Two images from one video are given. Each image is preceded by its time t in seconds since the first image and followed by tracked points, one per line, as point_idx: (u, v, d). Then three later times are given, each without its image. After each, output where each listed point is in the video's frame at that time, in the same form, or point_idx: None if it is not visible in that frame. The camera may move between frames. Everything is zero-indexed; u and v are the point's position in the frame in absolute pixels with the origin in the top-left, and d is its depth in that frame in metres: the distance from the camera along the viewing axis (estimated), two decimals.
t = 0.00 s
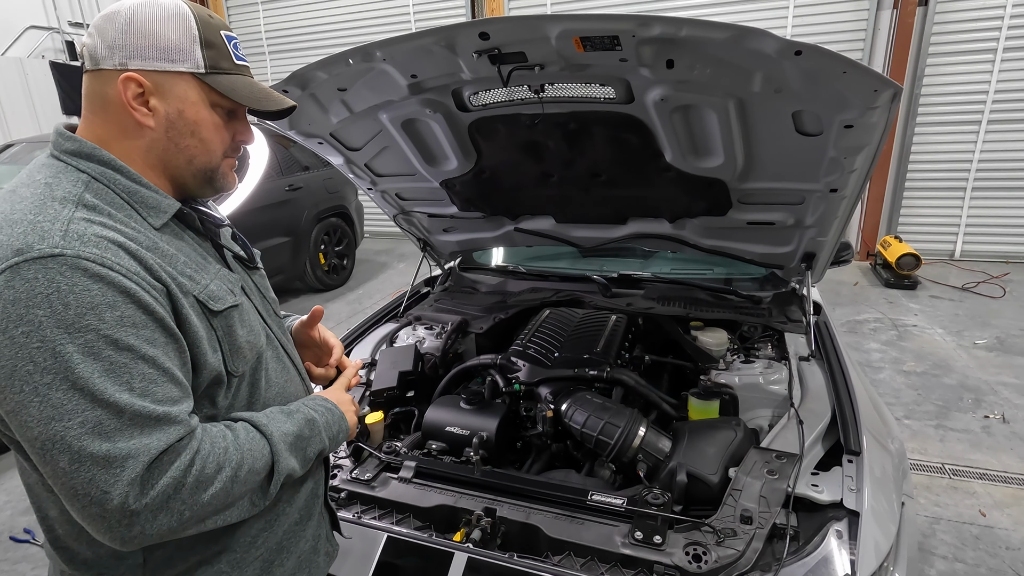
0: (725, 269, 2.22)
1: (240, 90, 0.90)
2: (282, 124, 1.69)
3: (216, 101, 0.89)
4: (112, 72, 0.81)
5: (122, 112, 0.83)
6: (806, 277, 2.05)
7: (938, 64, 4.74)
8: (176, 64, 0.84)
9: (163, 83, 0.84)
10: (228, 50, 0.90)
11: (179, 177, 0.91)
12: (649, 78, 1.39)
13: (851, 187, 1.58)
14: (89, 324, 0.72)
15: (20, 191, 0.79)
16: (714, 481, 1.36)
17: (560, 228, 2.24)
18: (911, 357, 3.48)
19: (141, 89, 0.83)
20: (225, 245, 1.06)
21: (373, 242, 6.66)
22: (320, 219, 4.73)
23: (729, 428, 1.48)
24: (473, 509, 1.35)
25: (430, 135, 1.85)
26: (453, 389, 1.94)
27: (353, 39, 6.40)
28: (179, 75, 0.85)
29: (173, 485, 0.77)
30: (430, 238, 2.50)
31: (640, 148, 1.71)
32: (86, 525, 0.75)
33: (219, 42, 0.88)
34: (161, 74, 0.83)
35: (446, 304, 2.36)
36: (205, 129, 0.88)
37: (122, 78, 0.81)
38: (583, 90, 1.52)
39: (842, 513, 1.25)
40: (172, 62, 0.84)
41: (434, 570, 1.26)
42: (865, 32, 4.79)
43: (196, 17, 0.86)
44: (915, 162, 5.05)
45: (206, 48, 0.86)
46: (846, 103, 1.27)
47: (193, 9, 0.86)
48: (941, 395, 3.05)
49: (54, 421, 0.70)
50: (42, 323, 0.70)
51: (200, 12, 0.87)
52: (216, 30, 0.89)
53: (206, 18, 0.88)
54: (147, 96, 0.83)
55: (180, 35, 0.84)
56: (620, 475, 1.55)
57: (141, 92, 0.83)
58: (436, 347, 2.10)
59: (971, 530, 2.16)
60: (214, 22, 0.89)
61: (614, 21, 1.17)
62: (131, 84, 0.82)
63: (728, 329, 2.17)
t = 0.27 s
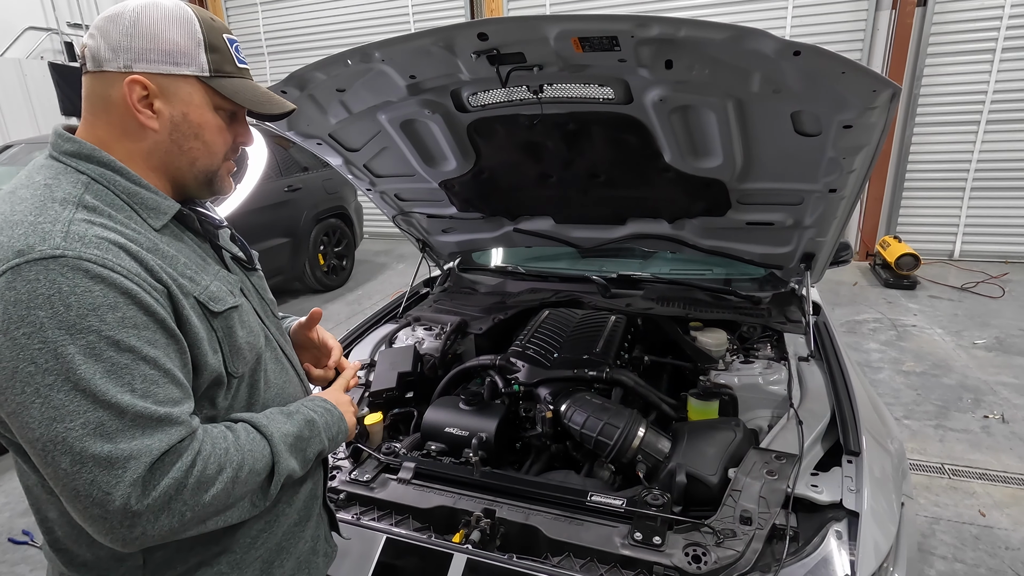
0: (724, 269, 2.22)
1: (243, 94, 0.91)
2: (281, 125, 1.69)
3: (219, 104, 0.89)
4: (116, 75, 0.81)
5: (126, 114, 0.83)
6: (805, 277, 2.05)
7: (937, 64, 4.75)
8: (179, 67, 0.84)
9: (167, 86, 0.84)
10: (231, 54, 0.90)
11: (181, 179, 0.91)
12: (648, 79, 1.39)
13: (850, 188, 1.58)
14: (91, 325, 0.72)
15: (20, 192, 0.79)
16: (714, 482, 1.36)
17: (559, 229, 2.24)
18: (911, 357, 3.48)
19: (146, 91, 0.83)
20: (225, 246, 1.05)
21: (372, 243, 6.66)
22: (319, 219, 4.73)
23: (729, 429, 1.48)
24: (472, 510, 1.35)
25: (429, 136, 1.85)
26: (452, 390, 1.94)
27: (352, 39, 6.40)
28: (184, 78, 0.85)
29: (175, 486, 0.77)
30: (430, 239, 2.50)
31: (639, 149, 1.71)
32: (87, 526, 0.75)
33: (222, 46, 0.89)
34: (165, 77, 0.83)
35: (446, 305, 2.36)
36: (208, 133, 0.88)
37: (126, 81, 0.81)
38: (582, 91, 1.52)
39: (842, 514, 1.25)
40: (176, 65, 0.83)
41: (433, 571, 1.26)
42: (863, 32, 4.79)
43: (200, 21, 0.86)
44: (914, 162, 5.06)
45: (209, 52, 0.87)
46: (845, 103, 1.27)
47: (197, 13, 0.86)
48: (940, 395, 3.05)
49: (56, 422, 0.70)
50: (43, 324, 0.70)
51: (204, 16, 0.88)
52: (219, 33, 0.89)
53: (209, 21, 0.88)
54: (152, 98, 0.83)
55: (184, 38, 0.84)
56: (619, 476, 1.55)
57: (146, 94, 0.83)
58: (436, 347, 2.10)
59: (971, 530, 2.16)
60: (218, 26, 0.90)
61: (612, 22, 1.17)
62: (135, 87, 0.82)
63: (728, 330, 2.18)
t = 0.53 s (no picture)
0: (723, 269, 2.22)
1: (226, 81, 0.89)
2: (279, 126, 1.69)
3: (205, 94, 0.88)
4: (98, 74, 0.81)
5: (113, 114, 0.83)
6: (804, 277, 2.05)
7: (935, 64, 4.75)
8: (160, 60, 0.83)
9: (150, 81, 0.83)
10: (212, 41, 0.88)
11: (172, 177, 0.91)
12: (646, 79, 1.38)
13: (849, 188, 1.58)
14: (89, 325, 0.71)
15: (18, 192, 0.79)
16: (713, 482, 1.35)
17: (558, 229, 2.23)
18: (910, 357, 3.49)
19: (129, 89, 0.82)
20: (223, 245, 1.05)
21: (372, 244, 6.66)
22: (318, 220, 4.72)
23: (728, 429, 1.48)
24: (471, 510, 1.35)
25: (427, 136, 1.85)
26: (452, 390, 1.94)
27: (351, 40, 6.40)
28: (165, 72, 0.84)
29: (170, 487, 0.77)
30: (428, 239, 2.50)
31: (638, 149, 1.71)
32: (81, 527, 0.75)
33: (201, 33, 0.87)
34: (148, 72, 0.83)
35: (445, 305, 2.36)
36: (195, 126, 0.88)
37: (108, 80, 0.81)
38: (580, 91, 1.52)
39: (841, 514, 1.25)
40: (156, 58, 0.82)
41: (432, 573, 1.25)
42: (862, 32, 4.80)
43: (176, 10, 0.84)
44: (913, 162, 5.06)
45: (189, 41, 0.85)
46: (843, 103, 1.27)
47: (174, 3, 0.85)
48: (939, 395, 3.05)
49: (52, 422, 0.70)
50: (41, 324, 0.70)
51: (182, 4, 0.86)
52: (199, 21, 0.87)
53: (186, 9, 0.86)
54: (136, 96, 0.83)
55: (160, 29, 0.83)
56: (618, 476, 1.55)
57: (129, 92, 0.82)
58: (435, 348, 2.10)
59: (970, 530, 2.16)
60: (196, 14, 0.88)
61: (611, 21, 1.17)
62: (119, 85, 0.81)
63: (727, 330, 2.17)
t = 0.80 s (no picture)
0: (722, 269, 2.22)
1: (149, 66, 0.84)
2: (278, 127, 1.69)
3: (143, 85, 0.86)
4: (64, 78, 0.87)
5: (75, 116, 0.87)
6: (803, 277, 2.05)
7: (935, 64, 4.75)
8: (92, 54, 0.84)
9: (92, 78, 0.85)
10: (144, 22, 0.85)
11: (134, 174, 0.90)
12: (645, 79, 1.38)
13: (848, 188, 1.58)
14: (71, 324, 0.72)
15: (18, 190, 0.81)
16: (713, 482, 1.35)
17: (558, 230, 2.23)
18: (909, 356, 3.49)
19: (81, 90, 0.85)
20: (221, 244, 1.05)
21: (371, 244, 6.65)
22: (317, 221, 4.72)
23: (728, 429, 1.48)
24: (471, 511, 1.34)
25: (426, 136, 1.85)
26: (451, 390, 1.94)
27: (350, 40, 6.40)
28: (102, 67, 0.84)
29: (139, 500, 0.75)
30: (428, 240, 2.50)
31: (637, 149, 1.71)
32: (52, 529, 0.75)
33: (132, 17, 0.85)
34: (90, 69, 0.84)
35: (444, 305, 2.36)
36: (133, 120, 0.86)
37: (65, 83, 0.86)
38: (579, 92, 1.52)
39: (841, 515, 1.25)
40: (90, 52, 0.84)
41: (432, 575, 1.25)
42: (861, 32, 4.80)
43: None
44: (912, 162, 5.06)
45: (115, 27, 0.84)
46: (842, 104, 1.27)
47: None
48: (939, 395, 3.05)
49: (28, 421, 0.70)
50: (25, 322, 0.70)
51: None
52: (132, 5, 0.85)
53: None
54: (86, 95, 0.86)
55: (93, 23, 0.84)
56: (618, 477, 1.55)
57: (81, 92, 0.85)
58: (434, 348, 2.09)
59: (970, 530, 2.16)
60: None
61: (610, 21, 1.17)
62: (73, 86, 0.85)
63: (726, 330, 2.18)
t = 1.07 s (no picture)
0: (722, 270, 2.22)
1: (141, 69, 0.84)
2: (278, 127, 1.69)
3: (136, 88, 0.86)
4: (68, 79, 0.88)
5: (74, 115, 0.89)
6: (803, 277, 2.05)
7: (933, 65, 4.76)
8: (92, 55, 0.84)
9: (90, 78, 0.86)
10: (143, 25, 0.85)
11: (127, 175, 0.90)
12: (645, 79, 1.38)
13: (848, 188, 1.58)
14: (73, 321, 0.72)
15: (19, 190, 0.80)
16: (713, 483, 1.35)
17: (557, 230, 2.23)
18: (909, 356, 3.49)
19: (79, 89, 0.86)
20: (219, 242, 1.06)
21: (370, 245, 6.65)
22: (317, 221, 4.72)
23: (728, 430, 1.47)
24: (471, 512, 1.34)
25: (426, 137, 1.85)
26: (451, 391, 1.94)
27: (350, 41, 6.40)
28: (98, 68, 0.85)
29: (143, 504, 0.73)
30: (427, 240, 2.50)
31: (637, 149, 1.71)
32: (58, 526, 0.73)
33: (131, 20, 0.85)
34: (89, 70, 0.85)
35: (444, 306, 2.36)
36: (125, 121, 0.86)
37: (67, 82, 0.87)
38: (579, 92, 1.52)
39: (841, 515, 1.25)
40: (90, 54, 0.85)
41: None
42: (860, 32, 4.81)
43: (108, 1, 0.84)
44: (911, 163, 5.07)
45: (114, 30, 0.84)
46: (842, 104, 1.27)
47: None
48: (938, 395, 3.05)
49: (31, 416, 0.70)
50: (28, 319, 0.70)
51: None
52: (134, 7, 0.85)
53: None
54: (84, 95, 0.87)
55: (93, 24, 0.84)
56: (618, 477, 1.55)
57: (78, 92, 0.86)
58: (434, 349, 2.09)
59: (970, 530, 2.16)
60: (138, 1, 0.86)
61: (610, 21, 1.17)
62: (74, 86, 0.86)
63: (726, 330, 2.18)
